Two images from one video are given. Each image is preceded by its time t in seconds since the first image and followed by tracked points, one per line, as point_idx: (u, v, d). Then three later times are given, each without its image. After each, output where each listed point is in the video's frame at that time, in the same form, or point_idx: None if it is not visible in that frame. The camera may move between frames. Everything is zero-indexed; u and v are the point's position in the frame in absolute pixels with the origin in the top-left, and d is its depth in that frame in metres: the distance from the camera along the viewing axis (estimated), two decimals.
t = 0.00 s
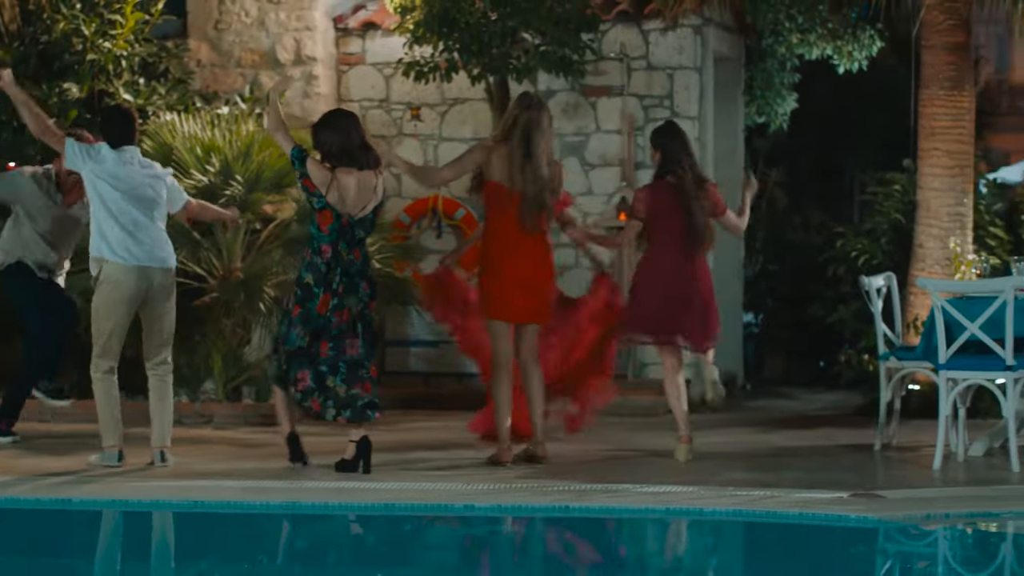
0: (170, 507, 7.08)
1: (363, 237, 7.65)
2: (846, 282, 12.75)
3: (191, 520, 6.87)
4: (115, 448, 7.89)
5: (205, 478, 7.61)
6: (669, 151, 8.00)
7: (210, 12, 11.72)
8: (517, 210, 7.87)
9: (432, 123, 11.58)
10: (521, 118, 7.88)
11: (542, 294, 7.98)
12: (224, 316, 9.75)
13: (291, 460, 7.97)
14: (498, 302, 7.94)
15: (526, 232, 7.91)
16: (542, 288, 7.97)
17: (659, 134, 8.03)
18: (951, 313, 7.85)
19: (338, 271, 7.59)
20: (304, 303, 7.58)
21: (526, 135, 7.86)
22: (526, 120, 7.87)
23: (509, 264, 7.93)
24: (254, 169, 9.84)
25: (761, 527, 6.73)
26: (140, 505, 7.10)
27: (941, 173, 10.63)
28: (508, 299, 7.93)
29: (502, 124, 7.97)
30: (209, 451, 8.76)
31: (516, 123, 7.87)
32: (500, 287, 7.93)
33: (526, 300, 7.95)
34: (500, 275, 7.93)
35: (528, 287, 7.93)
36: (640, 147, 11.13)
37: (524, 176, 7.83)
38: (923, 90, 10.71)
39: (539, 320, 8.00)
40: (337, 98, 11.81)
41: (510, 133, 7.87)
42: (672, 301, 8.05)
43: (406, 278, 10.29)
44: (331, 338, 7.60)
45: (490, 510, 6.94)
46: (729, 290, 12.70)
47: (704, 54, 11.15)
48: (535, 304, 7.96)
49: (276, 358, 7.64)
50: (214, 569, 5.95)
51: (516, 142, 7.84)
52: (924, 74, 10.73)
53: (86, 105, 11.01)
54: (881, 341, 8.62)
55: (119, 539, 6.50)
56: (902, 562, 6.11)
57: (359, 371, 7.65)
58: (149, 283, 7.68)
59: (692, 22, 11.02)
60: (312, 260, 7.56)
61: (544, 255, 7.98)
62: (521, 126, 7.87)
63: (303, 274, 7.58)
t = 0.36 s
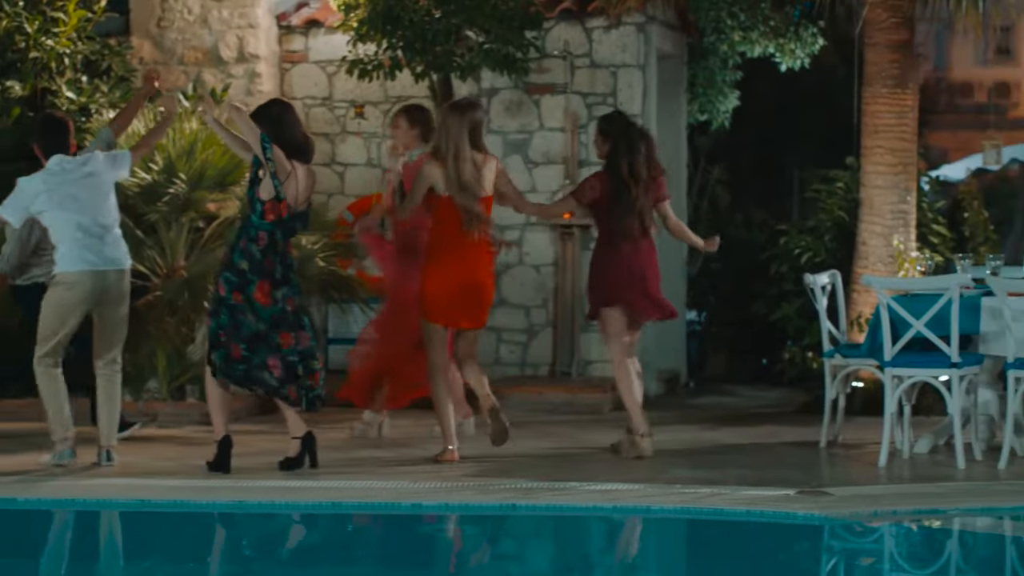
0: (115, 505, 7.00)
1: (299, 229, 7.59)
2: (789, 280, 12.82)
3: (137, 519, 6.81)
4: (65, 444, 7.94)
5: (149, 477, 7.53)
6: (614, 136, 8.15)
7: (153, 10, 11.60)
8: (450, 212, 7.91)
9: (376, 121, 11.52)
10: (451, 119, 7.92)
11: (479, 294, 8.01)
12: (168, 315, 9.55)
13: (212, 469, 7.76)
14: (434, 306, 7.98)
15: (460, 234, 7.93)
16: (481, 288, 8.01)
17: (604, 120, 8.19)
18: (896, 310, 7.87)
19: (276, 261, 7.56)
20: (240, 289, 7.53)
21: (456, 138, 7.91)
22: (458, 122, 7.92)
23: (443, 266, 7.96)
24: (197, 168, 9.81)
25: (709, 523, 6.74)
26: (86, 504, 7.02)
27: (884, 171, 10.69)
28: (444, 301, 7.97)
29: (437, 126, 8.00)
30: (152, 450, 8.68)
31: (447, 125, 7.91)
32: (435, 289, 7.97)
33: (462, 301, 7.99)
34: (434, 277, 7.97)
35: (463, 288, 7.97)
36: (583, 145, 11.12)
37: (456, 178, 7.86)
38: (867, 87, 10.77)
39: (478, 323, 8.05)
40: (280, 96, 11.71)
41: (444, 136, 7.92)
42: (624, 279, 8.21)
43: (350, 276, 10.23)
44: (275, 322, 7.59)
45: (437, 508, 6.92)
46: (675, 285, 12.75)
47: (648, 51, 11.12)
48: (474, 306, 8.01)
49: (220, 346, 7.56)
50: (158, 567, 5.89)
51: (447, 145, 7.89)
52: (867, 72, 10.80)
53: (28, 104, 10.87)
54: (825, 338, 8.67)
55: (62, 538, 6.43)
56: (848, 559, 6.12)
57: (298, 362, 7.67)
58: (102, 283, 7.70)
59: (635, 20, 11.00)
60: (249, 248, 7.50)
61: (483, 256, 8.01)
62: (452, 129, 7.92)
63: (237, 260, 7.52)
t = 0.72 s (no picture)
0: (60, 505, 6.97)
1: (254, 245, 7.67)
2: (732, 278, 12.89)
3: (81, 518, 6.78)
4: (10, 449, 7.84)
5: (91, 477, 7.47)
6: (555, 144, 8.38)
7: (95, 7, 11.47)
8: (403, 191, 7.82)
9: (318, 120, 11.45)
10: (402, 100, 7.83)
11: (444, 277, 7.80)
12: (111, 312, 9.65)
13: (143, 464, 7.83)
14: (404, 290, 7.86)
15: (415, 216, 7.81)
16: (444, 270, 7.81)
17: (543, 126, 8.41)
18: (842, 308, 7.94)
19: (232, 275, 7.59)
20: (200, 307, 7.51)
21: (401, 120, 7.82)
22: (407, 102, 7.81)
23: (404, 249, 7.83)
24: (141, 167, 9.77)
25: (656, 520, 6.75)
26: (30, 504, 6.99)
27: (827, 169, 10.79)
28: (406, 284, 7.83)
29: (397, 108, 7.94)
30: (94, 450, 8.61)
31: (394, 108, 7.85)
32: (401, 272, 7.84)
33: (425, 283, 7.81)
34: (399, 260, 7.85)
35: (425, 270, 7.80)
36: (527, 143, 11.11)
37: (399, 161, 7.79)
38: (811, 85, 10.83)
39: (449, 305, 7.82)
40: (223, 94, 11.63)
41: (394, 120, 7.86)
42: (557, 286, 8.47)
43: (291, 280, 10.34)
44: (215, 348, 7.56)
45: (384, 506, 6.92)
46: (618, 283, 12.78)
47: (591, 50, 11.12)
48: (439, 288, 7.81)
49: (153, 360, 7.51)
50: (99, 567, 5.84)
51: (393, 129, 7.83)
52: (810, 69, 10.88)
53: None
54: (770, 336, 8.73)
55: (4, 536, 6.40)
56: (794, 557, 6.13)
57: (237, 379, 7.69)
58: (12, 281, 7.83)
59: (579, 18, 11.02)
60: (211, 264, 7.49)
61: (447, 241, 7.83)
62: (400, 112, 7.83)
63: (201, 276, 7.49)
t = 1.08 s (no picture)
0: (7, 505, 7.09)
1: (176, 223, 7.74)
2: (671, 276, 12.96)
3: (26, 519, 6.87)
4: None
5: (31, 479, 7.42)
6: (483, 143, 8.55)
7: (33, 4, 11.33)
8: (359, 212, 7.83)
9: (257, 117, 11.37)
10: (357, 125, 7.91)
11: (398, 291, 7.79)
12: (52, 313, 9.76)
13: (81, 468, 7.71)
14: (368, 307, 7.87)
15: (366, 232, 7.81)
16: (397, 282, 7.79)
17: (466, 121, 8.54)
18: (784, 305, 8.00)
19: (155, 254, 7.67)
20: (123, 285, 7.59)
21: (356, 146, 7.90)
22: (362, 127, 7.88)
23: (360, 265, 7.83)
24: (80, 166, 9.64)
25: (599, 518, 6.78)
26: None
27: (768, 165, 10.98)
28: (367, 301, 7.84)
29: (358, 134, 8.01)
30: (34, 451, 8.55)
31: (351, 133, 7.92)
32: (361, 289, 7.85)
33: (382, 300, 7.81)
34: (357, 277, 7.84)
35: (381, 285, 7.78)
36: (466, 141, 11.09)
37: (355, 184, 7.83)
38: (751, 82, 11.04)
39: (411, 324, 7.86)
40: (161, 92, 11.54)
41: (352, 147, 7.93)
42: (478, 278, 8.81)
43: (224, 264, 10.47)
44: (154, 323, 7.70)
45: (327, 506, 7.02)
46: (558, 279, 12.78)
47: (530, 47, 11.12)
48: (396, 305, 7.80)
49: (111, 347, 7.60)
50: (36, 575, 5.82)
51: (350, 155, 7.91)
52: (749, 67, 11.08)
53: None
54: (710, 334, 8.82)
55: None
56: (734, 554, 6.15)
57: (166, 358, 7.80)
58: None
59: (518, 15, 11.00)
60: (132, 242, 7.59)
61: (395, 254, 7.80)
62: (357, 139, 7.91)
63: (121, 255, 7.58)
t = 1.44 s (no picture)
0: None
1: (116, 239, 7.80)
2: (603, 271, 13.05)
3: None
4: None
5: None
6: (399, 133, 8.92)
7: None
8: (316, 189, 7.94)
9: (189, 112, 11.27)
10: (315, 105, 7.93)
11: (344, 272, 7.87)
12: None
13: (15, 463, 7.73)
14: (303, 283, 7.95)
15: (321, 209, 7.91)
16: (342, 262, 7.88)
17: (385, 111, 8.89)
18: (718, 300, 8.06)
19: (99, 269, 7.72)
20: (75, 301, 7.64)
21: (320, 124, 7.91)
22: (324, 106, 7.90)
23: (307, 239, 7.93)
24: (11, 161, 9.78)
25: (536, 513, 6.82)
26: None
27: (700, 162, 11.35)
28: (307, 277, 7.92)
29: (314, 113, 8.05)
30: None
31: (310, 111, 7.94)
32: (303, 265, 7.94)
33: (324, 277, 7.89)
34: (302, 251, 7.94)
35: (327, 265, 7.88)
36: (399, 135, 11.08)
37: (322, 163, 7.89)
38: (683, 78, 11.40)
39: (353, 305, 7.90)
40: (93, 87, 11.42)
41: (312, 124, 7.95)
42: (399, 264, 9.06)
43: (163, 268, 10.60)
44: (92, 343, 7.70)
45: (265, 501, 7.02)
46: (491, 275, 12.79)
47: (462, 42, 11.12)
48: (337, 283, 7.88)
49: (36, 360, 7.60)
50: None
51: (313, 132, 7.92)
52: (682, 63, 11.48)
53: None
54: (646, 328, 9.00)
55: None
56: (670, 548, 6.19)
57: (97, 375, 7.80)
58: None
59: (451, 11, 10.99)
60: (81, 256, 7.60)
61: (346, 235, 7.89)
62: (318, 117, 7.92)
63: (73, 271, 7.60)
